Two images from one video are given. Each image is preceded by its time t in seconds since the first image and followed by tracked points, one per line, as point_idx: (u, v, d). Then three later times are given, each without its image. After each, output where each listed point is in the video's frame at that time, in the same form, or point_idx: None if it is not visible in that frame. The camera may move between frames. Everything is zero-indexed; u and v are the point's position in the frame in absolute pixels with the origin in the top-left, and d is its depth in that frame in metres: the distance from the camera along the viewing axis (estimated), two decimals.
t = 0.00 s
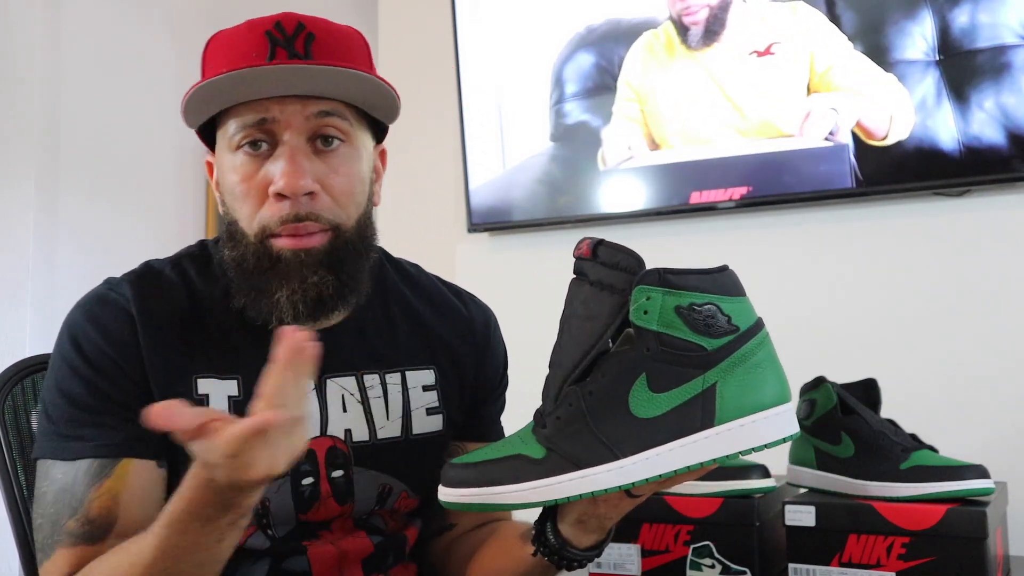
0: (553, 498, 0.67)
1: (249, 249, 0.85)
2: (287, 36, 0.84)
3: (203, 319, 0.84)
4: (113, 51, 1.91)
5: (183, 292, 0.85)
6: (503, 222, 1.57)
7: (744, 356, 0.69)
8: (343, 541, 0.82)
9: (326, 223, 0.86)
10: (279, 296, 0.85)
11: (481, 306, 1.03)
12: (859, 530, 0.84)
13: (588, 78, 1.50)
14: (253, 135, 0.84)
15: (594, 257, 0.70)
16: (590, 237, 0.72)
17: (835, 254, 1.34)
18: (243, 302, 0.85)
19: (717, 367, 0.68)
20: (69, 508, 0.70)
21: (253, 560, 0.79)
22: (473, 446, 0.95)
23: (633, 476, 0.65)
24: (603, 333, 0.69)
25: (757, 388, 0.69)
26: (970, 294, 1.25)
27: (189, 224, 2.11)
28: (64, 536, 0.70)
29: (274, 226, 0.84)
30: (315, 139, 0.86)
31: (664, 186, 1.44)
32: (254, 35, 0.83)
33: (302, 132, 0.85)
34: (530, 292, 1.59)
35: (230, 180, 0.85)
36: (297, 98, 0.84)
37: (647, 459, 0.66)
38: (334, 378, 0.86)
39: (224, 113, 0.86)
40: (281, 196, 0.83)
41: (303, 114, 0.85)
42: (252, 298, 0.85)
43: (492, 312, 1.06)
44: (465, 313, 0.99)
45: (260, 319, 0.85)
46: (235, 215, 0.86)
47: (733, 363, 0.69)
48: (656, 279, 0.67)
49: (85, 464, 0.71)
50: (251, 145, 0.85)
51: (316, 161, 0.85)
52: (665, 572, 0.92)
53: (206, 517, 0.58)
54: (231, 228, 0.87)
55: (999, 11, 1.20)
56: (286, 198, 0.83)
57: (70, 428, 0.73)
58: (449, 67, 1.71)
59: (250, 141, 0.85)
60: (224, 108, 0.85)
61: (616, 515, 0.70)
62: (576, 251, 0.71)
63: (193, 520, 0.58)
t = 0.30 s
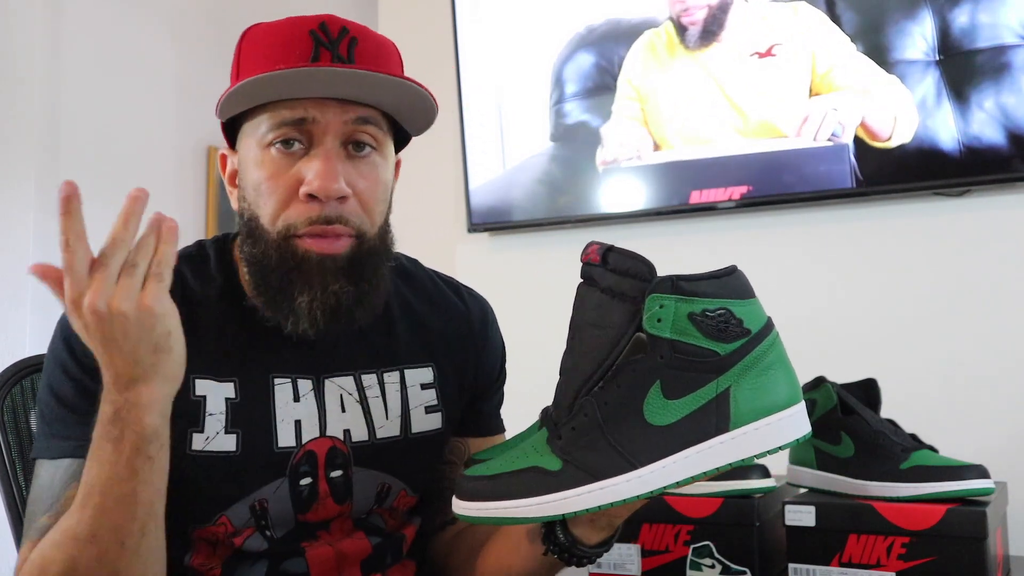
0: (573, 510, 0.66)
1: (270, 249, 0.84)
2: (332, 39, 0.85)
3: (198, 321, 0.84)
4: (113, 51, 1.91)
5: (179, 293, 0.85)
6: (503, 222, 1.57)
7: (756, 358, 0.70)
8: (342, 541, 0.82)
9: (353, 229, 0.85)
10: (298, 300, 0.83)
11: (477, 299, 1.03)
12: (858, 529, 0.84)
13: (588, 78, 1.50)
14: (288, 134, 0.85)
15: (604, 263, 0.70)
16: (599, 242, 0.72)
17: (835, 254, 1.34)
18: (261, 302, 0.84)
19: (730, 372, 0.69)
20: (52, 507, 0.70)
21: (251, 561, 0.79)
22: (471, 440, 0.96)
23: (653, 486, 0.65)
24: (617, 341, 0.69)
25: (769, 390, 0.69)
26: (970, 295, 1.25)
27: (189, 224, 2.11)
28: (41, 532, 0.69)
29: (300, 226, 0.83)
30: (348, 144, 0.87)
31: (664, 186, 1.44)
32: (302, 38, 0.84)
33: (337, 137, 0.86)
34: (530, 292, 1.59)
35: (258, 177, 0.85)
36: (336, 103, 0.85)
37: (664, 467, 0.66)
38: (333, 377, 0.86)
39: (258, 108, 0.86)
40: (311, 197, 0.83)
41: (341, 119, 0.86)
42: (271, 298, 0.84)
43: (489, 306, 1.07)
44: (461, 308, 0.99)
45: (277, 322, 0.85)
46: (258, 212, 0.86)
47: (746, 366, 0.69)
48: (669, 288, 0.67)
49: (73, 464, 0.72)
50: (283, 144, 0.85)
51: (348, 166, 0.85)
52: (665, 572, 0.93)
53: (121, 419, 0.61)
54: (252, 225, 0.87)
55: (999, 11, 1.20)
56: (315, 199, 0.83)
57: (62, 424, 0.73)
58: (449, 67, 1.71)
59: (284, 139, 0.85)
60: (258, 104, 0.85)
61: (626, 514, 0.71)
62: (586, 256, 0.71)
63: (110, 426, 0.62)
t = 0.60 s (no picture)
0: (529, 513, 0.67)
1: (345, 227, 0.83)
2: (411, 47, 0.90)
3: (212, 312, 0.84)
4: (115, 49, 1.90)
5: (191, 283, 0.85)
6: (503, 222, 1.57)
7: (722, 358, 0.69)
8: (342, 536, 0.81)
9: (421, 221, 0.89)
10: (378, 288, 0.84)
11: (471, 303, 1.04)
12: (858, 529, 0.84)
13: (588, 78, 1.50)
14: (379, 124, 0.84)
15: (566, 266, 0.72)
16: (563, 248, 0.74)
17: (834, 254, 1.34)
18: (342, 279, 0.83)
19: (694, 373, 0.68)
20: (53, 486, 0.68)
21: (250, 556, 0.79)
22: (464, 440, 0.96)
23: (612, 487, 0.65)
24: (577, 340, 0.71)
25: (736, 391, 0.69)
26: (969, 294, 1.25)
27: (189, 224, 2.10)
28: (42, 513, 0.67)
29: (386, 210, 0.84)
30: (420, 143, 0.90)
31: (664, 186, 1.44)
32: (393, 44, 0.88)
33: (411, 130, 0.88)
34: (530, 292, 1.59)
35: (342, 160, 0.82)
36: (414, 101, 0.88)
37: (626, 469, 0.66)
38: (334, 369, 0.86)
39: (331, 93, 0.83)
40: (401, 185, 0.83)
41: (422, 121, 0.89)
42: (357, 276, 0.83)
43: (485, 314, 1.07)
44: (455, 308, 1.00)
45: (356, 297, 0.84)
46: (334, 193, 0.83)
47: (710, 367, 0.69)
48: (627, 286, 0.68)
49: (76, 447, 0.70)
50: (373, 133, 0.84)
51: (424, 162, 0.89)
52: (665, 572, 0.93)
53: (170, 450, 0.58)
54: (327, 204, 0.83)
55: (999, 11, 1.20)
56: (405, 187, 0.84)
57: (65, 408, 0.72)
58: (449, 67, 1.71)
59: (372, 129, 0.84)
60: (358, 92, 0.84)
61: (606, 530, 0.71)
62: (549, 262, 0.73)
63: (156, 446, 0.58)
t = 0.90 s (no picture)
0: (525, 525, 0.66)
1: (293, 211, 0.85)
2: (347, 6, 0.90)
3: (248, 280, 0.84)
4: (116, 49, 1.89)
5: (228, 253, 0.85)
6: (503, 222, 1.57)
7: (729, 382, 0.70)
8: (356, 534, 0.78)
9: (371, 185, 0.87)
10: (318, 255, 0.83)
11: (516, 320, 1.03)
12: (858, 530, 0.84)
13: (588, 78, 1.50)
14: (304, 102, 0.87)
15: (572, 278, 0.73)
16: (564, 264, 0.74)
17: (834, 255, 1.34)
18: (281, 266, 0.83)
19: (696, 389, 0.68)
20: (86, 398, 0.67)
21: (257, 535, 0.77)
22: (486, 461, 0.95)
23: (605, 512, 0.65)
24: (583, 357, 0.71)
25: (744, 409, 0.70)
26: (968, 295, 1.25)
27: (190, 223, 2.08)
28: (71, 421, 0.66)
29: (319, 183, 0.84)
30: (363, 108, 0.89)
31: (664, 186, 1.43)
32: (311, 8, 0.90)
33: (351, 96, 0.88)
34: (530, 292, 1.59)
35: (279, 148, 0.87)
36: (347, 67, 0.88)
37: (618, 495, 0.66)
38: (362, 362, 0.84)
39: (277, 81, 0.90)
40: (328, 155, 0.84)
41: (352, 83, 0.88)
42: (291, 261, 0.83)
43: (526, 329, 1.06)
44: (486, 313, 0.99)
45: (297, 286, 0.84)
46: (281, 182, 0.87)
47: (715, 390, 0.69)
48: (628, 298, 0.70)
49: (114, 369, 0.69)
50: (299, 112, 0.87)
51: (363, 127, 0.87)
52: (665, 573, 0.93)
53: (214, 463, 0.62)
54: (277, 194, 0.88)
55: (999, 11, 1.20)
56: (332, 156, 0.84)
57: (99, 344, 0.70)
58: (450, 67, 1.71)
59: (300, 106, 0.87)
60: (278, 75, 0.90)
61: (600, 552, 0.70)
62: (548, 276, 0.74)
63: (202, 456, 0.62)
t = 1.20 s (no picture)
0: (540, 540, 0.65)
1: (283, 208, 0.85)
2: None
3: (248, 288, 0.83)
4: (117, 49, 1.89)
5: (229, 260, 0.84)
6: (503, 222, 1.57)
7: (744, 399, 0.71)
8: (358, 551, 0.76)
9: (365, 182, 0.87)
10: (312, 258, 0.82)
11: (527, 323, 1.02)
12: (858, 529, 0.84)
13: (588, 78, 1.50)
14: (297, 97, 0.87)
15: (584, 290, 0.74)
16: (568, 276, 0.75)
17: (834, 255, 1.34)
18: (274, 270, 0.82)
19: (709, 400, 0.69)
20: (99, 438, 0.67)
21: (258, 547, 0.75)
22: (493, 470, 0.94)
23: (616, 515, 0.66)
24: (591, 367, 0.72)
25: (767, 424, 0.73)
26: (968, 295, 1.25)
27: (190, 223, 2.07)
28: (87, 465, 0.66)
29: (312, 181, 0.84)
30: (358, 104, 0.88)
31: (664, 186, 1.43)
32: None
33: (345, 92, 0.87)
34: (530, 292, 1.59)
35: (271, 144, 0.86)
36: (341, 62, 0.87)
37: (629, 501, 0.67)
38: (365, 371, 0.83)
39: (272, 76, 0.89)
40: (321, 152, 0.84)
41: (347, 78, 0.87)
42: (284, 263, 0.82)
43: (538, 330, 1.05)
44: (491, 310, 0.98)
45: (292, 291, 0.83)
46: (273, 179, 0.87)
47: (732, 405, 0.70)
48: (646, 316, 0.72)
49: (122, 402, 0.68)
50: (293, 108, 0.87)
51: (358, 123, 0.87)
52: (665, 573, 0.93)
53: (239, 520, 0.63)
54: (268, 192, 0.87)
55: (999, 11, 1.20)
56: (326, 154, 0.84)
57: (104, 366, 0.69)
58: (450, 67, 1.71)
59: (294, 102, 0.87)
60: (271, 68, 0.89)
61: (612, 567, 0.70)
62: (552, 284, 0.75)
63: (225, 512, 0.63)
